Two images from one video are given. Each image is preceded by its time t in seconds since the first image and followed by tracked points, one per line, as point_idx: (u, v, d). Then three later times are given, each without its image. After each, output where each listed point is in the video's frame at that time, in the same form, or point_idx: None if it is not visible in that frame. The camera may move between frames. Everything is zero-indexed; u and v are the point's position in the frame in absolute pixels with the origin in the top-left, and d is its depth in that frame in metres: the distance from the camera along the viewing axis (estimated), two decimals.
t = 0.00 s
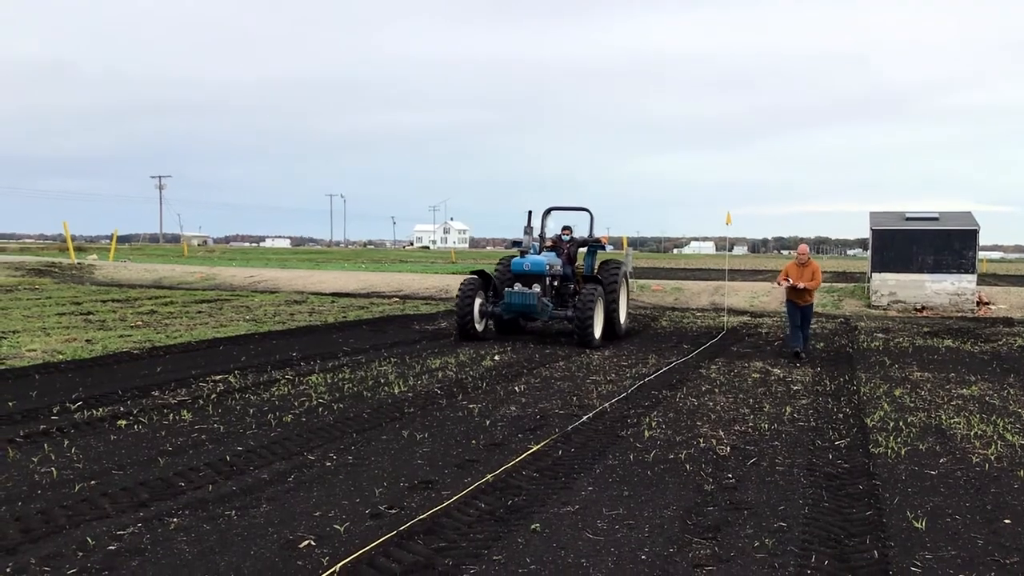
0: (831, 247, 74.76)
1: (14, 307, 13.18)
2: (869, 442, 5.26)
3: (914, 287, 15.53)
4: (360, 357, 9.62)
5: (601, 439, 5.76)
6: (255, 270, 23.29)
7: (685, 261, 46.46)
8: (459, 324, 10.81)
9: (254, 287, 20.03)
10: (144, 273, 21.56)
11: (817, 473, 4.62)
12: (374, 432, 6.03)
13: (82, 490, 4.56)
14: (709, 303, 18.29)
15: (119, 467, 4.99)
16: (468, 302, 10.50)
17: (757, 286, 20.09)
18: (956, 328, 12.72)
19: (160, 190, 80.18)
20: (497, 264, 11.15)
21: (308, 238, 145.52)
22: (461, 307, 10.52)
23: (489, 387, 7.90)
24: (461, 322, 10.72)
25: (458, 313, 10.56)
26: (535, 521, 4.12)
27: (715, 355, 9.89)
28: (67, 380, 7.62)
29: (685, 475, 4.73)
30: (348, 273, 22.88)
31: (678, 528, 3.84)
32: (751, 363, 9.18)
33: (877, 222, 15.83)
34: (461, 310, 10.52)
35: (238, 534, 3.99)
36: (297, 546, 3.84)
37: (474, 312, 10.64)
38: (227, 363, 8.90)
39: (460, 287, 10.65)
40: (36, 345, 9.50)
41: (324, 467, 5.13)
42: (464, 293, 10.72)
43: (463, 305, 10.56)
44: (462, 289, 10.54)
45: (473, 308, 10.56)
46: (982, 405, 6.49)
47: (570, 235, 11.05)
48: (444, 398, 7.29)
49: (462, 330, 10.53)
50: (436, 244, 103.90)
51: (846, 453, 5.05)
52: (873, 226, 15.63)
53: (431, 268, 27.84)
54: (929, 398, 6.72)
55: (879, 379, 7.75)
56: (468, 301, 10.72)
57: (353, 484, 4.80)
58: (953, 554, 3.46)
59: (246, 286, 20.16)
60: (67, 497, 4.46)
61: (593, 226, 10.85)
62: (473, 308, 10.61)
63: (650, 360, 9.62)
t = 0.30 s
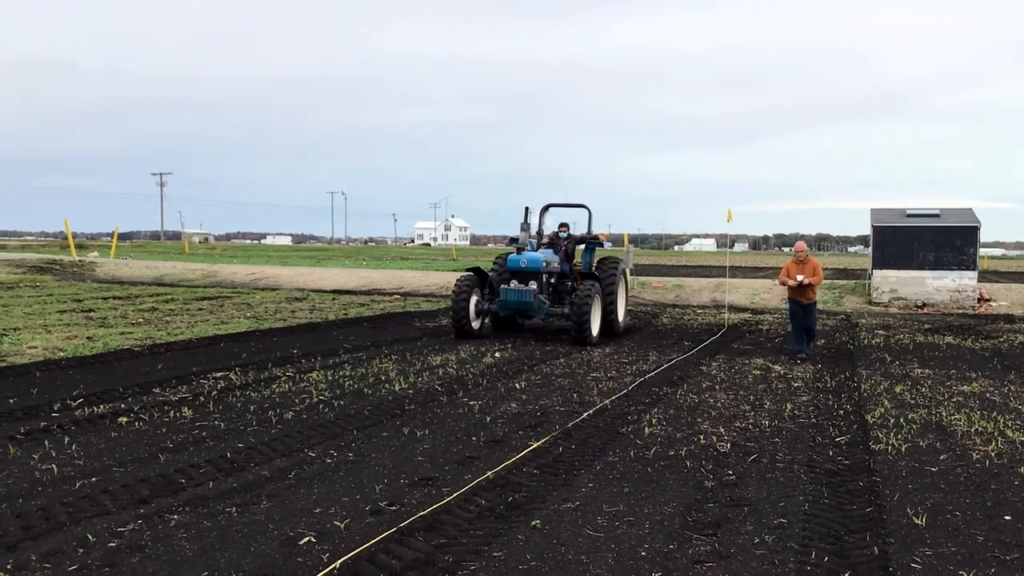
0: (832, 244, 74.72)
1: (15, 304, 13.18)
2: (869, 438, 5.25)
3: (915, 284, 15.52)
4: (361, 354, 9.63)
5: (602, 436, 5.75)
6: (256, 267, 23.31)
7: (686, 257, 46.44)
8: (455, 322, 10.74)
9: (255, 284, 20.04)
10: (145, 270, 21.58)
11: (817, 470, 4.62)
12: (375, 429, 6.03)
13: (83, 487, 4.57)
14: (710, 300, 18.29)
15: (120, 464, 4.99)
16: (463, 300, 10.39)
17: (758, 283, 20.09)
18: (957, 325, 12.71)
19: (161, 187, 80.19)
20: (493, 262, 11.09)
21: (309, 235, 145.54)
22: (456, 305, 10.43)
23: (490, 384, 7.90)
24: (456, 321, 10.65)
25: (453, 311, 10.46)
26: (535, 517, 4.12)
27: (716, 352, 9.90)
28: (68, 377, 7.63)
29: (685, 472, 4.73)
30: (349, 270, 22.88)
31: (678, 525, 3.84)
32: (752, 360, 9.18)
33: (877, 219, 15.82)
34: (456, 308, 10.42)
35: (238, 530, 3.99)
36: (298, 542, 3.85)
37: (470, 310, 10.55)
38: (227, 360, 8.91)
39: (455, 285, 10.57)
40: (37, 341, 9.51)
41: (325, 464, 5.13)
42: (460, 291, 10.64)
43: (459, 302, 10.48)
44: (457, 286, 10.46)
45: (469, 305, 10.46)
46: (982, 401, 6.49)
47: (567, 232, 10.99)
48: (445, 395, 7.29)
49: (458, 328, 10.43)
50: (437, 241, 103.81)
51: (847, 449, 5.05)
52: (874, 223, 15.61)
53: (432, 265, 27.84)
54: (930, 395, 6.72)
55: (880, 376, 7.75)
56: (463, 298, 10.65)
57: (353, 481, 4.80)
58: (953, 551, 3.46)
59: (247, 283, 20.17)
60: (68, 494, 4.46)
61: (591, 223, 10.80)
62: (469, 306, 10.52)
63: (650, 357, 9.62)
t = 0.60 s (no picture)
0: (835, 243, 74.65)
1: (19, 303, 13.22)
2: (872, 437, 5.24)
3: (918, 283, 15.48)
4: (364, 353, 9.63)
5: (604, 435, 5.75)
6: (259, 266, 23.33)
7: (689, 256, 46.42)
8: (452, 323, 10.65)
9: (258, 283, 20.05)
10: (148, 269, 21.62)
11: (819, 469, 4.61)
12: (377, 428, 6.03)
13: (85, 485, 4.58)
14: (713, 299, 18.27)
15: (122, 463, 5.00)
16: (460, 299, 10.28)
17: (761, 282, 20.06)
18: (960, 324, 12.67)
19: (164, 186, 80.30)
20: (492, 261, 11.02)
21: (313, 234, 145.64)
22: (453, 305, 10.32)
23: (492, 382, 7.90)
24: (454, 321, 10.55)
25: (450, 310, 10.36)
26: (537, 516, 4.12)
27: (719, 351, 9.89)
28: (71, 375, 7.64)
29: (688, 471, 4.73)
30: (351, 269, 22.89)
31: (681, 524, 3.83)
32: (755, 359, 9.17)
33: (881, 218, 15.77)
34: (453, 308, 10.31)
35: (240, 528, 4.00)
36: (300, 541, 3.85)
37: (467, 310, 10.46)
38: (231, 358, 8.92)
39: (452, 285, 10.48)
40: (40, 340, 9.52)
41: (328, 462, 5.14)
42: (457, 290, 10.55)
43: (456, 302, 10.39)
44: (454, 286, 10.36)
45: (466, 305, 10.36)
46: (986, 401, 6.47)
47: (567, 231, 10.93)
48: (448, 394, 7.30)
49: (455, 329, 10.32)
50: (441, 240, 103.81)
51: (850, 448, 5.04)
52: (877, 222, 15.57)
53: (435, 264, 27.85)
54: (934, 394, 6.70)
55: (883, 375, 7.73)
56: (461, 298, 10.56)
57: (356, 479, 4.81)
58: (956, 550, 3.44)
59: (250, 282, 20.18)
60: (70, 492, 4.47)
61: (592, 222, 10.74)
62: (466, 306, 10.41)
63: (653, 356, 9.61)
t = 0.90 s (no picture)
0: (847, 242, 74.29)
1: (31, 300, 13.32)
2: (882, 437, 5.21)
3: (930, 282, 15.38)
4: (374, 351, 9.66)
5: (612, 433, 5.75)
6: (270, 264, 23.43)
7: (699, 255, 46.29)
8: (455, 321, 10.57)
9: (269, 281, 20.14)
10: (160, 267, 21.75)
11: (828, 469, 4.58)
12: (386, 426, 6.04)
13: (95, 481, 4.61)
14: (723, 298, 18.21)
15: (132, 460, 5.03)
16: (464, 298, 10.21)
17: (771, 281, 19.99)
18: (972, 323, 12.58)
19: (176, 184, 80.71)
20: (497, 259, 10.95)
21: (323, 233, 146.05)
22: (457, 303, 10.26)
23: (501, 381, 7.91)
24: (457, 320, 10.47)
25: (454, 309, 10.29)
26: (545, 514, 4.12)
27: (728, 350, 9.86)
28: (82, 373, 7.70)
29: (696, 470, 4.72)
30: (361, 267, 22.96)
31: (689, 523, 3.82)
32: (765, 358, 9.14)
33: (892, 217, 15.68)
34: (456, 307, 10.24)
35: (248, 526, 4.02)
36: (308, 538, 3.86)
37: (471, 309, 10.38)
38: (241, 356, 8.96)
39: (456, 283, 10.41)
40: (52, 337, 9.60)
41: (336, 460, 5.15)
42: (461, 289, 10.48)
43: (459, 301, 10.33)
44: (458, 284, 10.30)
45: (470, 304, 10.29)
46: (997, 400, 6.43)
47: (573, 229, 10.87)
48: (456, 392, 7.31)
49: (458, 327, 10.24)
50: (450, 239, 103.91)
51: (859, 448, 5.01)
52: (888, 221, 15.48)
53: (445, 262, 27.90)
54: (944, 394, 6.66)
55: (894, 375, 7.69)
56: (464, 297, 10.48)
57: (364, 477, 4.82)
58: (964, 550, 3.42)
59: (261, 280, 20.28)
60: (80, 489, 4.50)
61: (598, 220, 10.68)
62: (470, 304, 10.35)
63: (663, 355, 9.59)
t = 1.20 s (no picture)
0: (864, 240, 73.67)
1: (49, 296, 13.47)
2: (896, 435, 5.17)
3: (947, 280, 15.23)
4: (388, 347, 9.69)
5: (625, 430, 5.74)
6: (286, 260, 23.57)
7: (715, 253, 46.11)
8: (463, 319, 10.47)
9: (285, 277, 20.27)
10: (177, 263, 21.93)
11: (842, 467, 4.55)
12: (399, 422, 6.06)
13: (110, 476, 4.66)
14: (739, 295, 18.12)
15: (147, 454, 5.08)
16: (472, 295, 10.12)
17: (787, 279, 19.87)
18: (990, 322, 12.45)
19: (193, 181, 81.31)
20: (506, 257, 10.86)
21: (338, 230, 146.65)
22: (465, 301, 10.17)
23: (514, 378, 7.91)
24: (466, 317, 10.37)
25: (462, 307, 10.20)
26: (556, 511, 4.12)
27: (743, 348, 9.82)
28: (99, 368, 7.78)
29: (709, 467, 4.70)
30: (377, 264, 23.04)
31: (700, 520, 3.81)
32: (780, 356, 9.09)
33: (909, 215, 15.55)
34: (464, 305, 10.15)
35: (261, 520, 4.05)
36: (320, 532, 3.89)
37: (479, 306, 10.28)
38: (256, 352, 9.02)
39: (464, 281, 10.31)
40: (69, 333, 9.71)
41: (349, 456, 5.18)
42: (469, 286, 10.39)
43: (467, 298, 10.23)
44: (466, 281, 10.21)
45: (478, 301, 10.19)
46: (1014, 399, 6.36)
47: (584, 226, 10.78)
48: (470, 388, 7.33)
49: (466, 325, 10.16)
50: (466, 236, 104.00)
51: (873, 446, 4.97)
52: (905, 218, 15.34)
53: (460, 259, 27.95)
54: (960, 392, 6.60)
55: (910, 373, 7.62)
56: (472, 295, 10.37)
57: (376, 473, 4.84)
58: (978, 549, 3.39)
59: (277, 276, 20.41)
60: (95, 483, 4.55)
61: (610, 216, 10.60)
62: (478, 302, 10.25)
63: (677, 352, 9.56)
